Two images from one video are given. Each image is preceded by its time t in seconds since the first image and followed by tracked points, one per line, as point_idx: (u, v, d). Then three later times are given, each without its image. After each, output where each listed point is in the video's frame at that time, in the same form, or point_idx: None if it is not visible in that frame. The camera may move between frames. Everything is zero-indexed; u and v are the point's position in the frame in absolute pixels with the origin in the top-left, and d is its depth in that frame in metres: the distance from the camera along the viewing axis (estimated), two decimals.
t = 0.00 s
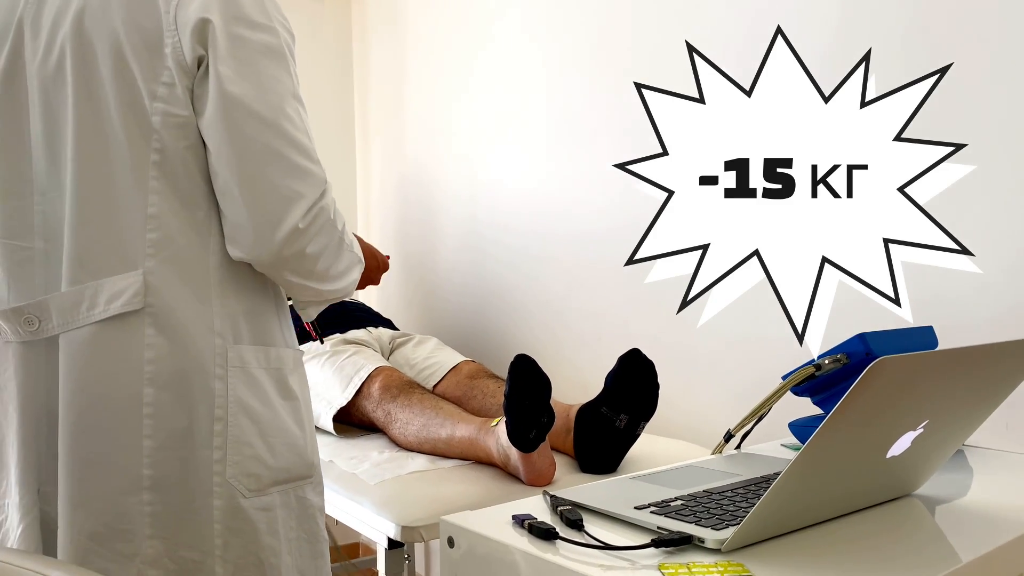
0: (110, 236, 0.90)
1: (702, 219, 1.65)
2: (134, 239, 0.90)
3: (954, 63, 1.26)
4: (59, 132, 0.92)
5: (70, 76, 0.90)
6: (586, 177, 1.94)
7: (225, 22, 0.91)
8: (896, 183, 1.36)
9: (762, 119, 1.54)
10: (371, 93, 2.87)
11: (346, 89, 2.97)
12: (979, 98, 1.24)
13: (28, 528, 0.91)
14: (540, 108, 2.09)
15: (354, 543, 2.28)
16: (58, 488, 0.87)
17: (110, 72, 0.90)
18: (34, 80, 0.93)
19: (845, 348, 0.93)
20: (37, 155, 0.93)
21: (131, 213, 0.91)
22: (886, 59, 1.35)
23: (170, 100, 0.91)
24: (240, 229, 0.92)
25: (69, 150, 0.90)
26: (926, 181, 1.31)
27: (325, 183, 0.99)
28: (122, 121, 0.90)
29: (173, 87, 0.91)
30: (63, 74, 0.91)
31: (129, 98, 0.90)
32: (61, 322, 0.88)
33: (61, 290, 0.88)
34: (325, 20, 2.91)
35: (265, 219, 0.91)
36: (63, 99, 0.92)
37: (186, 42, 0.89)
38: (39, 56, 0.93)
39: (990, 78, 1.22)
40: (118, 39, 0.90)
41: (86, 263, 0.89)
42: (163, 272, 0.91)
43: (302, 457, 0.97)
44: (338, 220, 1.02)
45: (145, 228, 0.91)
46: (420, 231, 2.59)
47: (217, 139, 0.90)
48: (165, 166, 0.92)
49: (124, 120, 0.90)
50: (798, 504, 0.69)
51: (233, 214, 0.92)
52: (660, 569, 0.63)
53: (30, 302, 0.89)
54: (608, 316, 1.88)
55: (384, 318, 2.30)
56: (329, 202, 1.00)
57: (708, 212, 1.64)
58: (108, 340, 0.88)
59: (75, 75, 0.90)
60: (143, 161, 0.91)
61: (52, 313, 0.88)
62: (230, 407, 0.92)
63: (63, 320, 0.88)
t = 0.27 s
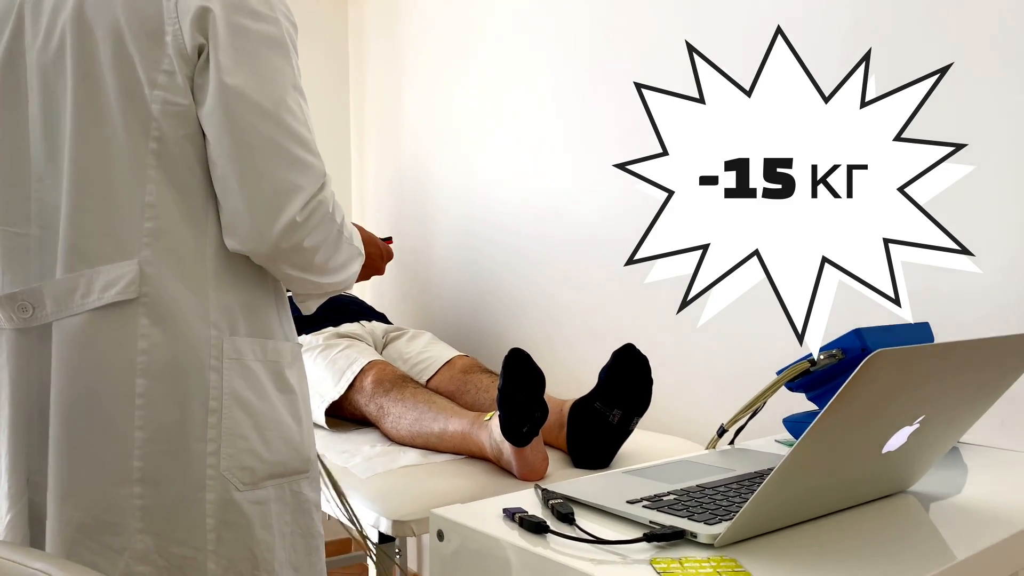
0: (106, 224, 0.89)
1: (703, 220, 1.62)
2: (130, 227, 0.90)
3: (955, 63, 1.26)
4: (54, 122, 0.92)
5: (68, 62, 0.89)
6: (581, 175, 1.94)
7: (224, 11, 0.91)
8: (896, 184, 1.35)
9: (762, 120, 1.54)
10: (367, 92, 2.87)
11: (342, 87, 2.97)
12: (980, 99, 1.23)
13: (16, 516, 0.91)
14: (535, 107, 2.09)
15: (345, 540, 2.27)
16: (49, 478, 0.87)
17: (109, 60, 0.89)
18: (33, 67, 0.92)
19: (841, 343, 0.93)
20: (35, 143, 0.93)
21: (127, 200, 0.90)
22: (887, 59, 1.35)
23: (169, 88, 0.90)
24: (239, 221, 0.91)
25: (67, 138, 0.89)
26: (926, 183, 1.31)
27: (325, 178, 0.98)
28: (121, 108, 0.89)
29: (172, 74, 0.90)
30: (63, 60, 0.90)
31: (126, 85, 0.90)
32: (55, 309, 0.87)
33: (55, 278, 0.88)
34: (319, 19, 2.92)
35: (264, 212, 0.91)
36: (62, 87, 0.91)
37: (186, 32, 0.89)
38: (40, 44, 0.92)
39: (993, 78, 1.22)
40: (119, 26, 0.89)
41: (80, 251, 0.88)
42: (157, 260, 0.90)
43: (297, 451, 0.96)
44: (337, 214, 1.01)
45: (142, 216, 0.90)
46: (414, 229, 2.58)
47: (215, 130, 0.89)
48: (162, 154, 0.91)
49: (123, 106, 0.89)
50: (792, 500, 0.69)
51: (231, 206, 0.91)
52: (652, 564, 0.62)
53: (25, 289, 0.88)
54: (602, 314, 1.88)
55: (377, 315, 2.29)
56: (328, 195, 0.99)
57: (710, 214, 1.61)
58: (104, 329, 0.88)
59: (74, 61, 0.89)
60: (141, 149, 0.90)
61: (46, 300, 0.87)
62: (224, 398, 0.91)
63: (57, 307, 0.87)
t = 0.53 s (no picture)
0: (116, 198, 0.89)
1: (702, 219, 1.62)
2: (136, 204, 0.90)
3: (954, 63, 1.24)
4: (66, 95, 0.91)
5: (86, 34, 0.90)
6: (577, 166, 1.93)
7: None
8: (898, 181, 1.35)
9: (761, 119, 1.53)
10: (363, 85, 2.85)
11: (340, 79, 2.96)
12: (979, 95, 1.22)
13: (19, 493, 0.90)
14: (531, 101, 2.08)
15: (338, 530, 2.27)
16: (48, 451, 0.87)
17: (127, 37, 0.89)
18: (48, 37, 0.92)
19: (839, 328, 0.93)
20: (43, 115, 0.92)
21: (134, 176, 0.90)
22: (887, 59, 1.33)
23: (186, 64, 0.91)
24: (258, 197, 0.92)
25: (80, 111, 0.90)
26: (926, 184, 1.30)
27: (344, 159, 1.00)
28: (137, 81, 0.90)
29: (189, 50, 0.91)
30: (79, 33, 0.91)
31: (142, 62, 0.90)
32: (59, 283, 0.88)
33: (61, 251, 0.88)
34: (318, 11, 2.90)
35: (284, 189, 0.92)
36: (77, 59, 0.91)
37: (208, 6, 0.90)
38: (55, 15, 0.92)
39: (990, 67, 1.20)
40: None
41: (87, 226, 0.88)
42: (162, 239, 0.90)
43: (298, 437, 0.96)
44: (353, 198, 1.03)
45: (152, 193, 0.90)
46: (409, 224, 2.57)
47: (238, 105, 0.90)
48: (176, 130, 0.91)
49: (138, 80, 0.89)
50: (791, 477, 0.68)
51: (251, 182, 0.92)
52: (646, 540, 0.62)
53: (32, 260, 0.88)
54: (597, 306, 1.87)
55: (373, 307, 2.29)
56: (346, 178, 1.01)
57: (709, 212, 1.62)
58: (108, 304, 0.88)
59: (90, 34, 0.90)
60: (153, 124, 0.91)
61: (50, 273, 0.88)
62: (227, 380, 0.91)
63: (61, 281, 0.87)
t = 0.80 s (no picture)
0: (161, 198, 0.92)
1: (703, 219, 1.57)
2: (178, 203, 0.92)
3: (954, 63, 1.24)
4: (112, 94, 0.94)
5: (138, 34, 0.92)
6: (573, 163, 1.93)
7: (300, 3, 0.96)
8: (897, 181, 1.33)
9: (761, 119, 1.47)
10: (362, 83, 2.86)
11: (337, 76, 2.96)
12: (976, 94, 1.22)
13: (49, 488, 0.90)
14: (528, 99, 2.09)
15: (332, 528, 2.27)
16: (84, 439, 0.88)
17: (180, 42, 0.92)
18: (95, 33, 0.94)
19: (833, 321, 0.93)
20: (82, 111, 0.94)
21: (178, 177, 0.93)
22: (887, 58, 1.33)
23: (235, 68, 0.94)
24: (303, 201, 0.95)
25: (126, 110, 0.92)
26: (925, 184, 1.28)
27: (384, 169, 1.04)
28: (190, 84, 0.93)
29: (237, 56, 0.94)
30: (129, 32, 0.93)
31: (193, 66, 0.93)
32: (101, 276, 0.90)
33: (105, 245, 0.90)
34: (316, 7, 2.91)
35: (331, 196, 0.95)
36: (126, 57, 0.93)
37: (260, 15, 0.93)
38: (100, 14, 0.94)
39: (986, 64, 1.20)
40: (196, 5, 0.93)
41: (130, 223, 0.91)
42: (203, 240, 0.93)
43: (325, 437, 0.99)
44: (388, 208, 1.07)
45: (196, 192, 0.93)
46: (404, 221, 2.57)
47: (283, 114, 0.94)
48: (223, 134, 0.95)
49: (191, 83, 0.93)
50: (784, 469, 0.68)
51: (293, 188, 0.96)
52: (639, 531, 0.62)
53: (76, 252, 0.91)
54: (592, 302, 1.88)
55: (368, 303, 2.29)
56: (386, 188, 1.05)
57: (709, 212, 1.56)
58: (146, 298, 0.90)
59: (141, 34, 0.92)
60: (199, 127, 0.93)
61: (93, 266, 0.90)
62: (259, 377, 0.94)
63: (103, 274, 0.90)
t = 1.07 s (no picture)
0: (200, 186, 0.95)
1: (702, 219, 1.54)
2: (217, 188, 0.95)
3: (954, 63, 1.24)
4: (151, 80, 0.96)
5: (185, 21, 0.94)
6: (570, 162, 1.92)
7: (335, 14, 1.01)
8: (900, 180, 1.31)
9: (759, 120, 1.43)
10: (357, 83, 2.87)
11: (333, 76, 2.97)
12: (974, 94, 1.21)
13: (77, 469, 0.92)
14: (524, 98, 2.08)
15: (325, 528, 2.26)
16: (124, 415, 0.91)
17: (224, 40, 0.95)
18: (133, 17, 0.95)
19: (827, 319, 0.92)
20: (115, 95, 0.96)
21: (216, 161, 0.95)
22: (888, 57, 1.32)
23: (277, 66, 0.96)
24: (346, 195, 1.01)
25: (167, 99, 0.94)
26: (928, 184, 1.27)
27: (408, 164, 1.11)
28: (236, 74, 0.95)
29: (281, 52, 0.96)
30: (172, 19, 0.95)
31: (236, 62, 0.95)
32: (141, 256, 0.92)
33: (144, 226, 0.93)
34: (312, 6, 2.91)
35: (373, 191, 1.02)
36: (165, 45, 0.95)
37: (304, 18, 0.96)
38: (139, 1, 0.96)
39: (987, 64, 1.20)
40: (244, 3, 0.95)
41: (170, 206, 0.93)
42: (242, 225, 0.96)
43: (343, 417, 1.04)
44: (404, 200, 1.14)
45: (234, 180, 0.96)
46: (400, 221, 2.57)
47: (327, 114, 0.98)
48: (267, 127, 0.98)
49: (237, 72, 0.95)
50: (777, 466, 0.67)
51: (331, 183, 1.01)
52: (631, 530, 0.61)
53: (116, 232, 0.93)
54: (587, 301, 1.87)
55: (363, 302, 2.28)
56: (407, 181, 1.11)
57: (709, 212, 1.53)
58: (183, 280, 0.93)
59: (187, 23, 0.94)
60: (241, 115, 0.96)
61: (133, 246, 0.92)
62: (288, 358, 0.98)
63: (143, 254, 0.92)
